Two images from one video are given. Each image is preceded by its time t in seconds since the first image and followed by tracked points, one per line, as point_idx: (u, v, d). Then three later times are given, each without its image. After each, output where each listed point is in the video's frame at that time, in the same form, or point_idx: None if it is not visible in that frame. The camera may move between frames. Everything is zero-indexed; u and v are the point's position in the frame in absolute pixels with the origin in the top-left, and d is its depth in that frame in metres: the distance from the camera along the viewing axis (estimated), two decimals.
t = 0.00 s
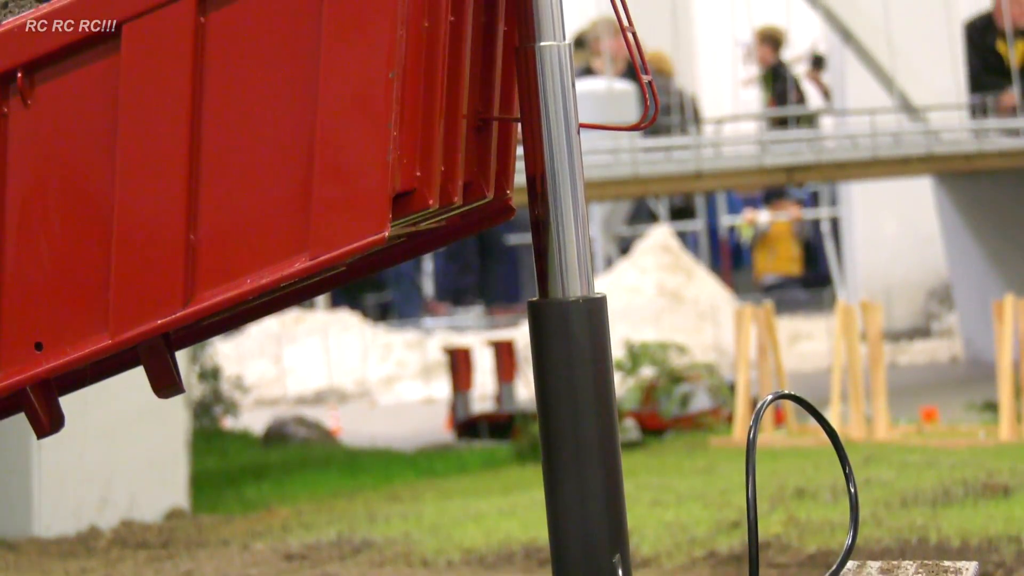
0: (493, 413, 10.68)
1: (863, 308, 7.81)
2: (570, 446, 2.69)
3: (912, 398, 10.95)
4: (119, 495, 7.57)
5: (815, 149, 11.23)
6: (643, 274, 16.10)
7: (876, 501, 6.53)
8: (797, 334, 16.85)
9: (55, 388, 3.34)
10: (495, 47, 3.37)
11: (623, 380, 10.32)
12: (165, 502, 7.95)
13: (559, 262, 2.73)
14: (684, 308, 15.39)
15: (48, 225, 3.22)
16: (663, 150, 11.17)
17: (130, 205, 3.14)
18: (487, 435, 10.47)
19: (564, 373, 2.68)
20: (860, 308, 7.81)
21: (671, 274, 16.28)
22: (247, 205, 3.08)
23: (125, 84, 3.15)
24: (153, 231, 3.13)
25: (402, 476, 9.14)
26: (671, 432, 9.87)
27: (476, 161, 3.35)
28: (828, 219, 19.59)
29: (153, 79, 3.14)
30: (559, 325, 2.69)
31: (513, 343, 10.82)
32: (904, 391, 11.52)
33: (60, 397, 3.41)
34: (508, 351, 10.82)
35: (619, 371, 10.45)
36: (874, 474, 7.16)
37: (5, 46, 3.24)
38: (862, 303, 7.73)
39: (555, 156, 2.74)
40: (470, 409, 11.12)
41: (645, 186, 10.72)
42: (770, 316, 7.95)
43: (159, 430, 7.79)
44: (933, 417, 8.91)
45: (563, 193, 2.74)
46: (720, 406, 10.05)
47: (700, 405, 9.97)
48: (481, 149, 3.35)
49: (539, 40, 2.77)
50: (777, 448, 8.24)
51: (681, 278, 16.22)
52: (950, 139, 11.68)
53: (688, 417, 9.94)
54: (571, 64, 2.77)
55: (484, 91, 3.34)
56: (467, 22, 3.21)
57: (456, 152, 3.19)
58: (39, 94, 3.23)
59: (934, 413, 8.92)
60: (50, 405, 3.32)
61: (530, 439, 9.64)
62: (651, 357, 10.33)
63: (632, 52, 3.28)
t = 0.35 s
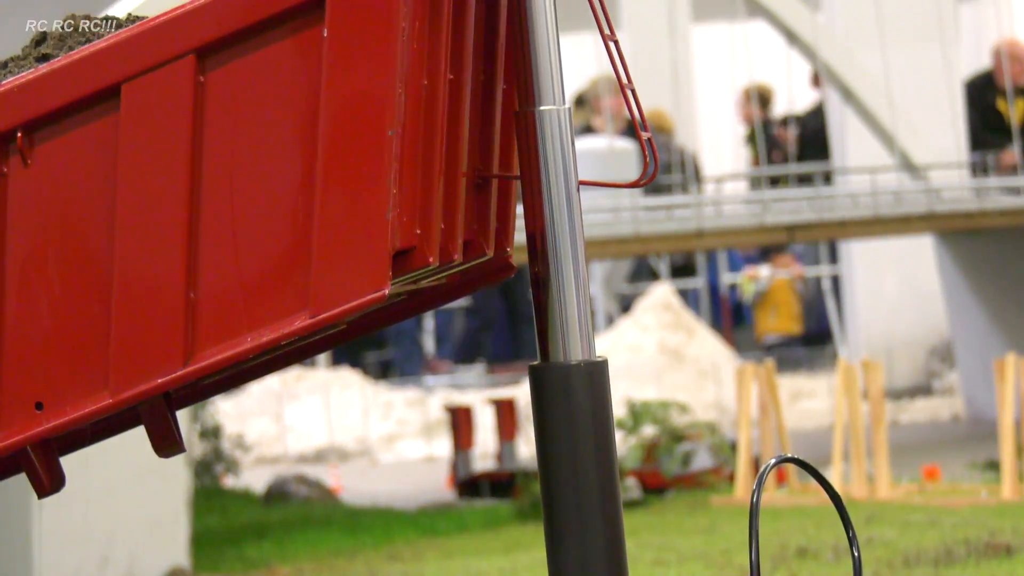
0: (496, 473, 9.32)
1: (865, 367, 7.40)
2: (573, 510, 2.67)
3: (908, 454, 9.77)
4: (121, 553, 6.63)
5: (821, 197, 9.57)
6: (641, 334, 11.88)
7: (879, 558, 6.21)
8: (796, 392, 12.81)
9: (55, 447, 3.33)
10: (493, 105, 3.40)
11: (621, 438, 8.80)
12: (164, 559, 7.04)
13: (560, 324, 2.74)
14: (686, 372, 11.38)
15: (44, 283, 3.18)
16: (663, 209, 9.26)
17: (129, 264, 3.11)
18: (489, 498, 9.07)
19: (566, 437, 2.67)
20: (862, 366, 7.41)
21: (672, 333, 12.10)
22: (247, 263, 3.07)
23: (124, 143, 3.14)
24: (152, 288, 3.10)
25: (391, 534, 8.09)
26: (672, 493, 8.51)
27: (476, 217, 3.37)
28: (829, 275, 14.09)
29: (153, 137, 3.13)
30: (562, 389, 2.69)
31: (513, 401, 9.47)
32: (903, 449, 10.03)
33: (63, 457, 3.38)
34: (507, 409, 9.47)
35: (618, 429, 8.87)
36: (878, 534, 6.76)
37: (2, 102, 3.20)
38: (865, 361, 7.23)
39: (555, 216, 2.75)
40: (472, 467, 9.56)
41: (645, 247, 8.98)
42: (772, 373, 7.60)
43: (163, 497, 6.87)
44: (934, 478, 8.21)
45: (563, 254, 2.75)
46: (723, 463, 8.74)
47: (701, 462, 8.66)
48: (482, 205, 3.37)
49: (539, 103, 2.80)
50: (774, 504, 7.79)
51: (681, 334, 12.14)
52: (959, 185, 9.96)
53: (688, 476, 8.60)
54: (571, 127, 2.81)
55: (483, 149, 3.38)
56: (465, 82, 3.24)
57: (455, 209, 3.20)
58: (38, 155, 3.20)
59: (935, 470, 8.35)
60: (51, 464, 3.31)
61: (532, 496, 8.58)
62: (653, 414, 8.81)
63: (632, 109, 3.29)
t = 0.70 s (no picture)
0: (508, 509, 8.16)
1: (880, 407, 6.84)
2: (588, 553, 2.67)
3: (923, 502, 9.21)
4: None
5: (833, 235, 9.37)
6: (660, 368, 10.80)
7: None
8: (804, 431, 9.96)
9: (70, 485, 3.33)
10: (506, 143, 3.42)
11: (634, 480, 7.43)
12: None
13: (575, 369, 2.75)
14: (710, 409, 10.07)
15: (61, 322, 3.17)
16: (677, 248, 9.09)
17: (142, 302, 3.09)
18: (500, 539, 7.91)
19: (581, 480, 2.68)
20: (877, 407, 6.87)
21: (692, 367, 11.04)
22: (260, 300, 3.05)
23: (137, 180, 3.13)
24: (166, 327, 3.09)
25: (388, 571, 7.20)
26: (688, 534, 7.19)
27: (489, 256, 3.37)
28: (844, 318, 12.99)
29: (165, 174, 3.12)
30: (577, 431, 2.70)
31: (526, 438, 8.48)
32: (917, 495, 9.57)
33: (76, 495, 3.40)
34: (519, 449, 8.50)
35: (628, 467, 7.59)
36: None
37: (17, 140, 3.22)
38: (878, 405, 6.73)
39: (571, 259, 2.78)
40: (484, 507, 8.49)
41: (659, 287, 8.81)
42: (785, 415, 7.16)
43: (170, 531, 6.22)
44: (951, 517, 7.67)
45: (577, 298, 2.77)
46: (737, 503, 7.41)
47: (716, 503, 7.35)
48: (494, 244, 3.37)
49: (552, 146, 2.84)
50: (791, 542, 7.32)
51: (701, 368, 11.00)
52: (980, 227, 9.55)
53: (702, 515, 7.30)
54: (584, 171, 2.85)
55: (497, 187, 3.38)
56: (478, 118, 3.21)
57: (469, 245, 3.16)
58: (52, 192, 3.20)
59: (947, 510, 7.68)
60: (65, 502, 3.30)
61: (543, 536, 7.49)
62: (667, 452, 7.53)
63: (645, 147, 3.28)
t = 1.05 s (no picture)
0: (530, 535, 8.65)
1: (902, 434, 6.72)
2: None
3: (944, 522, 9.29)
4: None
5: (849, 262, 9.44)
6: (676, 400, 11.52)
7: None
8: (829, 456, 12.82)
9: (95, 511, 3.33)
10: (529, 165, 3.42)
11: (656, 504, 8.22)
12: None
13: (602, 400, 2.76)
14: (720, 438, 11.17)
15: (86, 349, 3.18)
16: (697, 277, 9.10)
17: (169, 328, 3.10)
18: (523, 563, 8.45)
19: (607, 513, 2.68)
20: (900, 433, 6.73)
21: (708, 398, 11.68)
22: (286, 324, 3.05)
23: (161, 205, 3.14)
24: (191, 353, 3.08)
25: None
26: (709, 559, 7.88)
27: (514, 279, 3.38)
28: (862, 341, 12.03)
29: (190, 199, 3.13)
30: (603, 464, 2.70)
31: (548, 465, 8.72)
32: (940, 517, 9.65)
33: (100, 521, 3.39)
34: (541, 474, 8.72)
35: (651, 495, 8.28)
36: None
37: (40, 168, 3.22)
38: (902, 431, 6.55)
39: (596, 290, 2.80)
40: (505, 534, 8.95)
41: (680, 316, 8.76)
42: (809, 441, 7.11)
43: (191, 555, 6.23)
44: (973, 544, 7.68)
45: (602, 327, 2.79)
46: (760, 530, 8.08)
47: (739, 528, 8.04)
48: (518, 267, 3.38)
49: (577, 176, 2.87)
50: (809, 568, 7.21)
51: (716, 400, 11.70)
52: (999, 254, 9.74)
53: (725, 541, 7.97)
54: (608, 201, 2.87)
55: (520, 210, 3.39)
56: (502, 141, 3.21)
57: (493, 269, 3.16)
58: (76, 219, 3.21)
59: (971, 537, 7.74)
60: (90, 528, 3.31)
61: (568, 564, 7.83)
62: (689, 480, 8.28)
63: (669, 170, 3.29)
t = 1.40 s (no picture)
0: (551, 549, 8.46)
1: (922, 447, 6.52)
2: None
3: (964, 535, 9.32)
4: None
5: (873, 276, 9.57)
6: (696, 414, 11.42)
7: None
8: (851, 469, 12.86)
9: (116, 523, 3.33)
10: (550, 176, 3.41)
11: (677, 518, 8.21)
12: None
13: (623, 415, 2.76)
14: (741, 451, 11.11)
15: (105, 360, 3.17)
16: (717, 288, 9.19)
17: (190, 340, 3.10)
18: None
19: (631, 530, 2.68)
20: (920, 446, 6.54)
21: (728, 412, 11.56)
22: (307, 335, 3.04)
23: (182, 216, 3.14)
24: (212, 363, 3.08)
25: None
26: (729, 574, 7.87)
27: (533, 291, 3.39)
28: (884, 354, 13.25)
29: (210, 210, 3.13)
30: (625, 482, 2.70)
31: (568, 478, 8.63)
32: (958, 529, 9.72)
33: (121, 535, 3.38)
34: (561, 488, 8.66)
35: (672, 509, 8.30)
36: None
37: (60, 179, 3.22)
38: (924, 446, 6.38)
39: (619, 306, 2.80)
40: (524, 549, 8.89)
41: (699, 327, 8.95)
42: (829, 453, 7.00)
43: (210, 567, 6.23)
44: (995, 559, 7.60)
45: (623, 341, 2.79)
46: (780, 544, 8.02)
47: (759, 543, 7.98)
48: (538, 278, 3.38)
49: (598, 193, 2.87)
50: None
51: (737, 414, 11.57)
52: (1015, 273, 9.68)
53: (746, 555, 7.92)
54: (630, 218, 2.88)
55: (541, 221, 3.39)
56: (521, 151, 3.22)
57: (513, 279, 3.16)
58: (96, 230, 3.21)
59: (992, 551, 7.72)
60: (112, 539, 3.30)
61: None
62: (710, 494, 8.33)
63: (690, 182, 3.29)
